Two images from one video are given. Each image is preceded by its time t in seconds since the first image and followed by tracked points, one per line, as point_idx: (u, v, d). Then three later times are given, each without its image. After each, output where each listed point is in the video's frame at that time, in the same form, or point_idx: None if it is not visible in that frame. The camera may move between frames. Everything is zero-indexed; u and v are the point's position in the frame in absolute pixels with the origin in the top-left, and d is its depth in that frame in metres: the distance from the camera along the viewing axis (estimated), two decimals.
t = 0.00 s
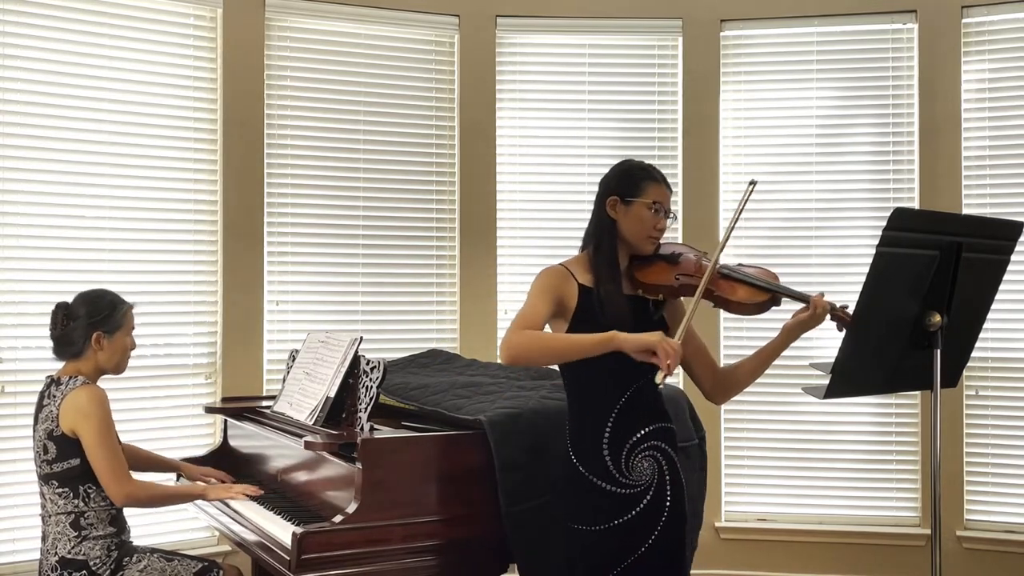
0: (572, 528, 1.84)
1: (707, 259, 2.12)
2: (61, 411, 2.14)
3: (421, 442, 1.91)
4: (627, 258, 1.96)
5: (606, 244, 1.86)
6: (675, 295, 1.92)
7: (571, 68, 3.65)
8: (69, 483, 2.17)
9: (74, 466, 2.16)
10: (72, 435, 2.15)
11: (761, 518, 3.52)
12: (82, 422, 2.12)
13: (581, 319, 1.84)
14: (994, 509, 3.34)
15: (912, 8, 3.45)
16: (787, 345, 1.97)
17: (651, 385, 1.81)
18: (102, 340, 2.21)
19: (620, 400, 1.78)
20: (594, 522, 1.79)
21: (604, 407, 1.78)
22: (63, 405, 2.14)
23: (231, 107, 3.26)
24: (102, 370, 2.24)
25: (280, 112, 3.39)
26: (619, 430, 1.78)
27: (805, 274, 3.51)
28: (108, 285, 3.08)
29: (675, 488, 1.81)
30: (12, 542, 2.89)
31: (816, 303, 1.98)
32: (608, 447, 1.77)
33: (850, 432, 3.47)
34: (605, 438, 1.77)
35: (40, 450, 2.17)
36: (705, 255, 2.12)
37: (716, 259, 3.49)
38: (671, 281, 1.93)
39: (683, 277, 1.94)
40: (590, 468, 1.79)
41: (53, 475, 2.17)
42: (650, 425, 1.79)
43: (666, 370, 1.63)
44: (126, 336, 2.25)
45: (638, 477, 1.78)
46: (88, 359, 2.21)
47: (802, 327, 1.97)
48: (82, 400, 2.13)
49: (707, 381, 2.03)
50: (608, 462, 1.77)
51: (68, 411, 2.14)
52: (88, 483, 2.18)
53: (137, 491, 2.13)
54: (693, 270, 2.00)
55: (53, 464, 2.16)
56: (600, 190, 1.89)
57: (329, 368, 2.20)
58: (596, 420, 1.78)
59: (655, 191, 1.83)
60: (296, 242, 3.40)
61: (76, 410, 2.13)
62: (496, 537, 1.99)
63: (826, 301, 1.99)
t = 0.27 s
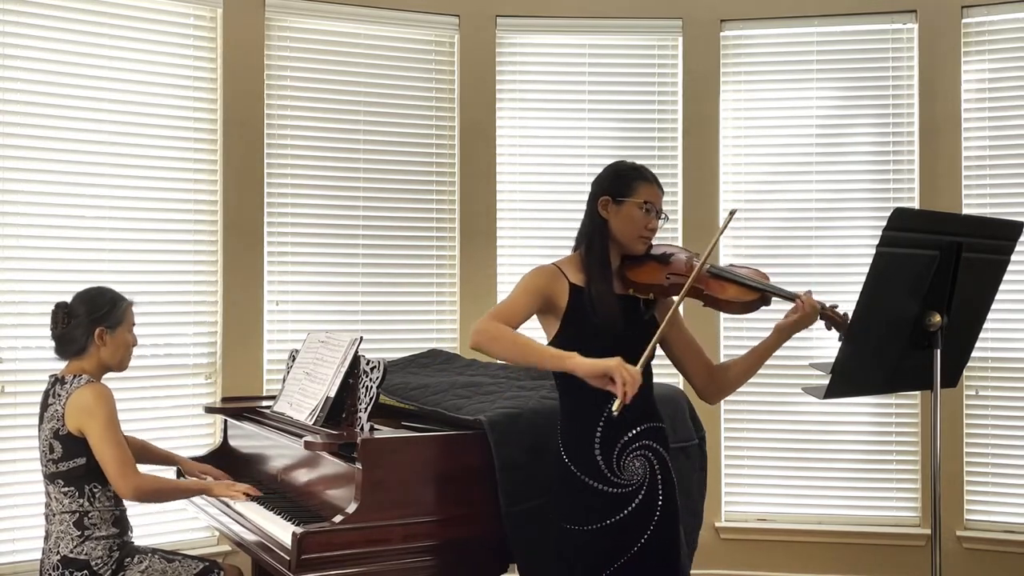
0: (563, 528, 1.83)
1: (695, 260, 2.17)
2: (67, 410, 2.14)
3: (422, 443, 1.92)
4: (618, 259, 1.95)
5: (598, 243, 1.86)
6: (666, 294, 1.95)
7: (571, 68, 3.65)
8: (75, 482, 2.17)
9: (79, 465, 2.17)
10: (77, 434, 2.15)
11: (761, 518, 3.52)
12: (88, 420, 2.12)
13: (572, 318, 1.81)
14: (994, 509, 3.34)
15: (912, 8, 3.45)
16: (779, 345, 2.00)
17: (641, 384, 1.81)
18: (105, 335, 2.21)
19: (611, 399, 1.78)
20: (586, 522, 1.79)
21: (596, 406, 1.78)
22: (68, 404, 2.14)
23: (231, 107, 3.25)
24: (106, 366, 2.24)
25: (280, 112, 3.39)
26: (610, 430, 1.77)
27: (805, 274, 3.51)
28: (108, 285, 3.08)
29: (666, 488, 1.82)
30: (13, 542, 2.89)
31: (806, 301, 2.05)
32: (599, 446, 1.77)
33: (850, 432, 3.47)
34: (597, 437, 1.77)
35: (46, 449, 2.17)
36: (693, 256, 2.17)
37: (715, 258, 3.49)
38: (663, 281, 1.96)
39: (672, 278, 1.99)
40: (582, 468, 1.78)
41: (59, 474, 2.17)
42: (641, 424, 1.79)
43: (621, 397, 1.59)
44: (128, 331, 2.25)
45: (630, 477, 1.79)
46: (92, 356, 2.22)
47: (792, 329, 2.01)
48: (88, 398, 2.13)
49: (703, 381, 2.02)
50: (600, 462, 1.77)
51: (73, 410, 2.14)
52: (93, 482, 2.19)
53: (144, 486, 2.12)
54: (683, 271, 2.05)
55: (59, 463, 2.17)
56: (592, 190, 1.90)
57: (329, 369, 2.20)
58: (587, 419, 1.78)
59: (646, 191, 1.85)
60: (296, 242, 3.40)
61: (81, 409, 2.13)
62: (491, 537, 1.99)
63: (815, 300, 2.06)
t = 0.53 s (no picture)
0: (552, 528, 1.83)
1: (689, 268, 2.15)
2: (72, 410, 2.15)
3: (420, 443, 1.91)
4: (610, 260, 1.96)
5: (590, 244, 1.88)
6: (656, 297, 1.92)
7: (571, 68, 3.65)
8: (78, 482, 2.18)
9: (84, 465, 2.17)
10: (83, 434, 2.16)
11: (761, 518, 3.52)
12: (95, 420, 2.13)
13: (562, 318, 1.82)
14: (994, 509, 3.34)
15: (912, 8, 3.45)
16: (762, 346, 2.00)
17: (627, 384, 1.84)
18: (109, 331, 2.21)
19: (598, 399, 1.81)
20: (574, 521, 1.80)
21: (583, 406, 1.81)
22: (74, 404, 2.15)
23: (231, 107, 3.26)
24: (111, 364, 2.24)
25: (280, 112, 3.39)
26: (598, 430, 1.79)
27: (804, 274, 3.51)
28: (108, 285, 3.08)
29: (655, 487, 1.83)
30: (13, 542, 2.89)
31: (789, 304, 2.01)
32: (587, 447, 1.79)
33: (850, 432, 3.47)
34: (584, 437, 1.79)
35: (50, 449, 2.17)
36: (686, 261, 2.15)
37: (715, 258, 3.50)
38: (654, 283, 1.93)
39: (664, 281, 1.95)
40: (569, 468, 1.80)
41: (63, 473, 2.18)
42: (629, 424, 1.81)
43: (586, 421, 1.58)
44: (132, 328, 2.25)
45: (617, 476, 1.80)
46: (97, 354, 2.22)
47: (775, 330, 2.00)
48: (94, 398, 2.13)
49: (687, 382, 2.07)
50: (587, 461, 1.79)
51: (79, 409, 2.14)
52: (97, 482, 2.20)
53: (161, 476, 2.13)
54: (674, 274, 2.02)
55: (63, 462, 2.17)
56: (587, 191, 1.91)
57: (329, 369, 2.20)
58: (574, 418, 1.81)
59: (640, 194, 1.86)
60: (296, 241, 3.40)
61: (87, 409, 2.13)
62: (488, 538, 1.98)
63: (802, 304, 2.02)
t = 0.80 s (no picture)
0: (545, 527, 1.88)
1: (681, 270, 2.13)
2: (77, 410, 2.14)
3: (419, 442, 1.91)
4: (601, 260, 1.97)
5: (582, 246, 1.88)
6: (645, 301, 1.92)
7: (571, 68, 3.65)
8: (80, 483, 2.18)
9: (86, 466, 2.17)
10: (87, 435, 2.16)
11: (761, 518, 3.52)
12: (100, 421, 2.13)
13: (552, 320, 1.85)
14: (994, 509, 3.34)
15: (912, 8, 3.45)
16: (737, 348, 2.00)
17: (614, 383, 1.88)
18: (115, 332, 2.21)
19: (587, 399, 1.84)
20: (568, 521, 1.85)
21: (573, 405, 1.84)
22: (78, 405, 2.14)
23: (231, 107, 3.25)
24: (116, 366, 2.24)
25: (280, 112, 3.39)
26: (588, 429, 1.84)
27: (804, 274, 3.51)
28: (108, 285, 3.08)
29: (646, 483, 1.88)
30: (13, 542, 2.89)
31: (756, 304, 1.98)
32: (578, 447, 1.83)
33: (850, 432, 3.47)
34: (576, 437, 1.83)
35: (52, 449, 2.17)
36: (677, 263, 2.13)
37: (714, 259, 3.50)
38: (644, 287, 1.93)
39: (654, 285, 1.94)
40: (561, 468, 1.84)
41: (64, 474, 2.17)
42: (619, 422, 1.86)
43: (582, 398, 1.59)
44: (137, 329, 2.26)
45: (610, 473, 1.85)
46: (102, 355, 2.22)
47: (746, 333, 1.98)
48: (100, 398, 2.13)
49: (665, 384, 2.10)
50: (579, 461, 1.83)
51: (83, 410, 2.14)
52: (97, 483, 2.20)
53: (165, 483, 2.15)
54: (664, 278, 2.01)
55: (65, 463, 2.17)
56: (579, 191, 1.90)
57: (329, 369, 2.20)
58: (565, 418, 1.84)
59: (632, 196, 1.85)
60: (296, 241, 3.40)
61: (93, 409, 2.13)
62: (488, 539, 1.98)
63: (776, 307, 1.97)
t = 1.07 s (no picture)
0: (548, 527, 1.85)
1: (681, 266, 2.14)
2: (74, 411, 2.14)
3: (422, 442, 1.91)
4: (600, 260, 1.96)
5: (579, 248, 1.87)
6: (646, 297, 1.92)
7: (571, 68, 3.65)
8: (76, 483, 2.17)
9: (83, 467, 2.17)
10: (84, 436, 2.15)
11: (761, 518, 3.52)
12: (98, 422, 2.13)
13: (552, 322, 1.85)
14: (994, 509, 3.34)
15: (912, 8, 3.45)
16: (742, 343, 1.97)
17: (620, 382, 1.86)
18: (119, 340, 2.21)
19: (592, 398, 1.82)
20: (571, 521, 1.82)
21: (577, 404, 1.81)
22: (76, 406, 2.14)
23: (231, 107, 3.25)
24: (115, 372, 2.24)
25: (280, 113, 3.39)
26: (591, 428, 1.81)
27: (804, 274, 3.51)
28: (108, 285, 3.08)
29: (650, 483, 1.84)
30: (13, 542, 2.89)
31: (757, 296, 1.95)
32: (581, 445, 1.81)
33: (850, 432, 3.47)
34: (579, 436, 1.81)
35: (50, 449, 2.16)
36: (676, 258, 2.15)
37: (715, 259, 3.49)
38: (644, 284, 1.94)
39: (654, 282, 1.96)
40: (564, 467, 1.81)
41: (60, 474, 2.17)
42: (623, 421, 1.82)
43: (610, 396, 1.57)
44: (143, 339, 2.25)
45: (613, 473, 1.81)
46: (103, 360, 2.21)
47: (750, 327, 1.95)
48: (99, 401, 2.13)
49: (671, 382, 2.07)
50: (582, 459, 1.80)
51: (81, 411, 2.14)
52: (94, 484, 2.19)
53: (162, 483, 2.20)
54: (664, 274, 2.03)
55: (61, 463, 2.16)
56: (575, 192, 1.90)
57: (328, 369, 2.20)
58: (568, 416, 1.82)
59: (630, 194, 1.84)
60: (296, 241, 3.40)
61: (91, 411, 2.13)
62: (489, 539, 1.98)
63: (777, 300, 1.96)
